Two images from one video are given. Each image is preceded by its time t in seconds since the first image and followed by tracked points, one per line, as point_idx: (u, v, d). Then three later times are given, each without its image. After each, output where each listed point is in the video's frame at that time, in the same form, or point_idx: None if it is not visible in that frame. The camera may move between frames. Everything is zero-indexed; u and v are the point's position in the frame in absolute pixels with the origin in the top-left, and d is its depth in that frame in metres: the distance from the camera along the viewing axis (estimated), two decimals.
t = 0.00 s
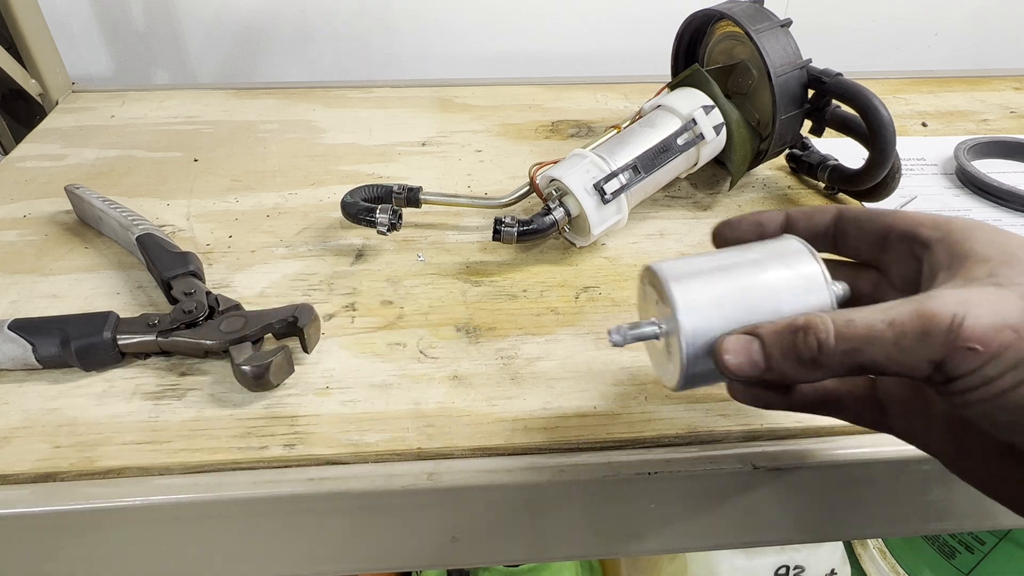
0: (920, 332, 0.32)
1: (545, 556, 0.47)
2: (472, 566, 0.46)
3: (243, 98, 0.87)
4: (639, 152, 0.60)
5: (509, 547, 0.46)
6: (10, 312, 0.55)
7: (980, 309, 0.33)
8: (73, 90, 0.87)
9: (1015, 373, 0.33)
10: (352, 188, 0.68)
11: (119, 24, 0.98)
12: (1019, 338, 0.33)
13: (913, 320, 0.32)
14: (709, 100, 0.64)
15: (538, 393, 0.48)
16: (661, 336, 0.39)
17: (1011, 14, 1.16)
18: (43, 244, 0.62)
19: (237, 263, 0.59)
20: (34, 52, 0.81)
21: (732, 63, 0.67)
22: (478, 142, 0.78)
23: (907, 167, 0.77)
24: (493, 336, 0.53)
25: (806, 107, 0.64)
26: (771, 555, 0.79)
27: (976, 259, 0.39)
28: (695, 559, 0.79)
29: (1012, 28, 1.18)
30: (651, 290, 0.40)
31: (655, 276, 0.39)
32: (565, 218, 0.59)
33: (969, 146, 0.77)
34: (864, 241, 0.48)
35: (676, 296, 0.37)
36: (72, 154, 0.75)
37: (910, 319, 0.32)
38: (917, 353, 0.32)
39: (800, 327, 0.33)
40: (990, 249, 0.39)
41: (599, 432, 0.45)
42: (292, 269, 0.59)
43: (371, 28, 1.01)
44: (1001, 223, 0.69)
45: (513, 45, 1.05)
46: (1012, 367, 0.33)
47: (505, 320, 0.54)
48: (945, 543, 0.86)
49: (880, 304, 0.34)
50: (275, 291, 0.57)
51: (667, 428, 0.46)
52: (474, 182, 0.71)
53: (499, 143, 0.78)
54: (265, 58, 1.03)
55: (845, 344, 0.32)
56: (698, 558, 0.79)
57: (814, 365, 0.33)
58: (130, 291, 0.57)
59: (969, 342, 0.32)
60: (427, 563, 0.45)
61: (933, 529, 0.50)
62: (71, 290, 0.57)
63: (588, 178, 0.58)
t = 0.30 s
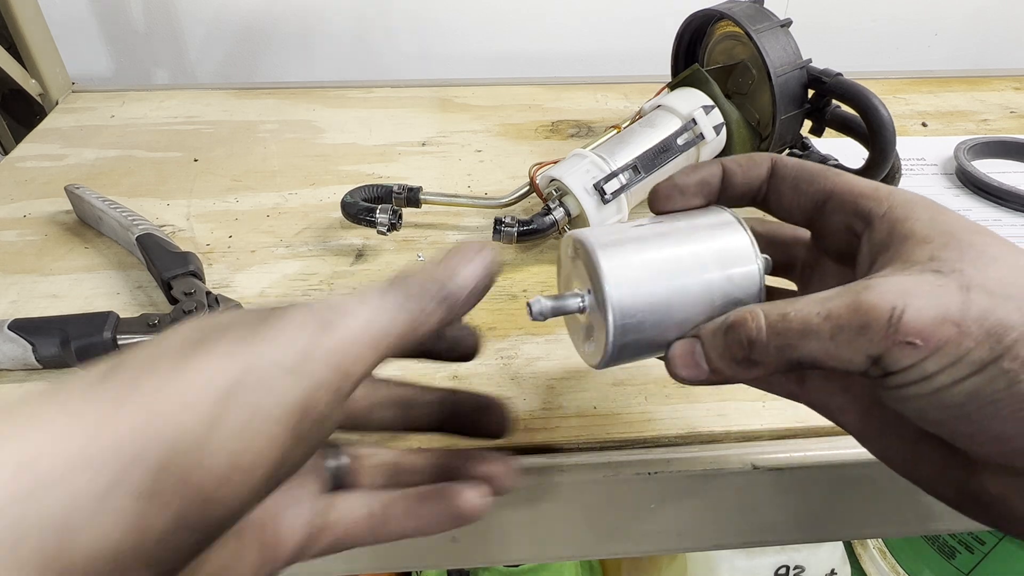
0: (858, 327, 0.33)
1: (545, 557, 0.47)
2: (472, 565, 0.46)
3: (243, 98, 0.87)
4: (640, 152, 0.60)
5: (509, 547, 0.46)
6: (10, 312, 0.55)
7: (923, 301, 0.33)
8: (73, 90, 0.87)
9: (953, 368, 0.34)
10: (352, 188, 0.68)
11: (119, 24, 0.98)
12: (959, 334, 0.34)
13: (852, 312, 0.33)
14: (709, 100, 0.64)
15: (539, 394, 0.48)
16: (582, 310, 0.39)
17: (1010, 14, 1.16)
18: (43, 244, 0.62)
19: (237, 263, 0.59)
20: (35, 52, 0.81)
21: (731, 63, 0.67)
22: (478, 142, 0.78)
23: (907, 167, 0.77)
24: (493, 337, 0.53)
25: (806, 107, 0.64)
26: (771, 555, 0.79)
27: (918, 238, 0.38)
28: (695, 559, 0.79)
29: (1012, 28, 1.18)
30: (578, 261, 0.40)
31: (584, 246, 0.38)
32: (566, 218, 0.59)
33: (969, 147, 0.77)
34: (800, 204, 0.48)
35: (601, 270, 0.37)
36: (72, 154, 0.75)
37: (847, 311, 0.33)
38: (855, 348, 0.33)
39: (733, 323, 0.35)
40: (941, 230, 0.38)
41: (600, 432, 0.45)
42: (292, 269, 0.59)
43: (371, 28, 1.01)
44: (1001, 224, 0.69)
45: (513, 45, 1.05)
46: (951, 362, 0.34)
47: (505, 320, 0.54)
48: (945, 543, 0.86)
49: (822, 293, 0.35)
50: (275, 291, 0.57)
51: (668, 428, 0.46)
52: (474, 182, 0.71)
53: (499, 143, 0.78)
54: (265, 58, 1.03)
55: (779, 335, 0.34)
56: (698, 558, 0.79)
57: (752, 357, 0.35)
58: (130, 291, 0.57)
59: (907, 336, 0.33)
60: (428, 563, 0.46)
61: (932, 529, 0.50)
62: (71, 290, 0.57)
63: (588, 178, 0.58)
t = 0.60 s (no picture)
0: (848, 333, 0.33)
1: (545, 557, 0.47)
2: (472, 565, 0.46)
3: (243, 98, 0.87)
4: (639, 152, 0.60)
5: (510, 548, 0.46)
6: (11, 312, 0.55)
7: (915, 314, 0.33)
8: (73, 90, 0.87)
9: (936, 381, 0.34)
10: (352, 188, 0.68)
11: (119, 24, 0.98)
12: (945, 348, 0.33)
13: (845, 317, 0.33)
14: (709, 100, 0.64)
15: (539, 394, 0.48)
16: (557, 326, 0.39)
17: (1011, 14, 1.15)
18: (43, 244, 0.62)
19: (237, 263, 0.59)
20: (35, 52, 0.81)
21: (731, 63, 0.67)
22: (478, 142, 0.78)
23: (907, 167, 0.77)
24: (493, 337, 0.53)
25: (805, 107, 0.64)
26: (770, 555, 0.79)
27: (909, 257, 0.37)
28: (696, 559, 0.79)
29: (1012, 28, 1.18)
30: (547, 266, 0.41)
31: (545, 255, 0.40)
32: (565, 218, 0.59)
33: (969, 146, 0.77)
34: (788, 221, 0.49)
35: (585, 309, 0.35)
36: (72, 154, 0.75)
37: (841, 316, 0.33)
38: (841, 353, 0.33)
39: (728, 314, 0.35)
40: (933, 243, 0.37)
41: (600, 432, 0.45)
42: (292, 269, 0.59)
43: (371, 27, 1.01)
44: (1002, 224, 0.68)
45: (513, 45, 1.05)
46: (935, 375, 0.34)
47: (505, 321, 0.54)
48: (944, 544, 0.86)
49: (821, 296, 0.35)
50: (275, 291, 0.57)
51: (668, 428, 0.46)
52: (474, 182, 0.71)
53: (499, 143, 0.79)
54: (265, 58, 1.03)
55: (770, 334, 0.34)
56: (698, 558, 0.79)
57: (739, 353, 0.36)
58: (130, 291, 0.57)
59: (894, 346, 0.33)
60: (429, 563, 0.46)
61: (932, 529, 0.50)
62: (70, 290, 0.57)
63: (588, 178, 0.58)
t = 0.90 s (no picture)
0: (819, 307, 0.35)
1: (545, 557, 0.47)
2: (472, 566, 0.47)
3: (243, 98, 0.87)
4: (639, 152, 0.60)
5: (510, 548, 0.46)
6: (10, 311, 0.55)
7: (890, 302, 0.35)
8: (73, 90, 0.87)
9: (901, 361, 0.35)
10: (351, 188, 0.68)
11: (119, 24, 0.98)
12: (914, 332, 0.35)
13: (819, 293, 0.36)
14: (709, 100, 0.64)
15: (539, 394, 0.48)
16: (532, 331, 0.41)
17: (1011, 14, 1.15)
18: (42, 244, 0.62)
19: (237, 263, 0.59)
20: (34, 52, 0.81)
21: (732, 63, 0.67)
22: (478, 142, 0.78)
23: (907, 167, 0.77)
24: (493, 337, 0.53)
25: (805, 107, 0.64)
26: (771, 555, 0.79)
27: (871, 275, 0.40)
28: (696, 559, 0.79)
29: (1012, 28, 1.18)
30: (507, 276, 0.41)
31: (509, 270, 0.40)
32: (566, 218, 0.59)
33: (969, 146, 0.77)
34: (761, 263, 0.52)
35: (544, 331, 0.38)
36: (72, 154, 0.75)
37: (823, 293, 0.36)
38: (811, 322, 0.35)
39: (723, 271, 0.38)
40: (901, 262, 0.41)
41: (600, 431, 0.45)
42: (292, 269, 0.59)
43: (371, 27, 1.00)
44: (1002, 224, 0.68)
45: (513, 45, 1.05)
46: (901, 356, 0.35)
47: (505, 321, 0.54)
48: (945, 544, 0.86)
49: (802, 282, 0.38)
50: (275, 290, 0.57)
51: (668, 427, 0.46)
52: (474, 182, 0.71)
53: (499, 143, 0.78)
54: (265, 58, 1.03)
55: (750, 302, 0.37)
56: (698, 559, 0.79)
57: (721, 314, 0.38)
58: (130, 291, 0.57)
59: (864, 324, 0.34)
60: (428, 563, 0.46)
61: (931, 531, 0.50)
62: (70, 290, 0.57)
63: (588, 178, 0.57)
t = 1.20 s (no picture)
0: (800, 303, 0.36)
1: (546, 558, 0.47)
2: (472, 566, 0.47)
3: (243, 98, 0.87)
4: (639, 152, 0.60)
5: (511, 548, 0.46)
6: (10, 312, 0.55)
7: (871, 297, 0.36)
8: (73, 90, 0.87)
9: (883, 354, 0.35)
10: (351, 188, 0.68)
11: (119, 24, 0.98)
12: (896, 324, 0.35)
13: (799, 291, 0.36)
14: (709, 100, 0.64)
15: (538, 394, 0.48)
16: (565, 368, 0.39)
17: (1011, 14, 1.15)
18: (43, 244, 0.62)
19: (237, 263, 0.59)
20: (34, 52, 0.81)
21: (732, 63, 0.67)
22: (478, 142, 0.78)
23: (907, 167, 0.77)
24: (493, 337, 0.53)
25: (805, 107, 0.64)
26: (770, 555, 0.79)
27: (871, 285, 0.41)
28: (695, 559, 0.79)
29: (1011, 28, 1.18)
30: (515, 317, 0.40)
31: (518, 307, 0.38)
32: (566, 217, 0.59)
33: (969, 146, 0.77)
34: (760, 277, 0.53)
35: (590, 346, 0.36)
36: (72, 154, 0.75)
37: (805, 289, 0.36)
38: (791, 315, 0.36)
39: (709, 267, 0.38)
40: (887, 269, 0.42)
41: (599, 432, 0.45)
42: (293, 269, 0.59)
43: (370, 27, 1.01)
44: (1001, 224, 0.68)
45: (512, 45, 1.05)
46: (885, 348, 0.35)
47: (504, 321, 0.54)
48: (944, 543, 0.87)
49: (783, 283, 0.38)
50: (275, 291, 0.57)
51: (668, 428, 0.46)
52: (474, 183, 0.71)
53: (499, 143, 0.78)
54: (265, 58, 1.03)
55: (730, 300, 0.37)
56: (698, 559, 0.79)
57: (700, 313, 0.38)
58: (130, 291, 0.57)
59: (843, 320, 0.35)
60: (428, 563, 0.46)
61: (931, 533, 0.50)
62: (70, 290, 0.57)
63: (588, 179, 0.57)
